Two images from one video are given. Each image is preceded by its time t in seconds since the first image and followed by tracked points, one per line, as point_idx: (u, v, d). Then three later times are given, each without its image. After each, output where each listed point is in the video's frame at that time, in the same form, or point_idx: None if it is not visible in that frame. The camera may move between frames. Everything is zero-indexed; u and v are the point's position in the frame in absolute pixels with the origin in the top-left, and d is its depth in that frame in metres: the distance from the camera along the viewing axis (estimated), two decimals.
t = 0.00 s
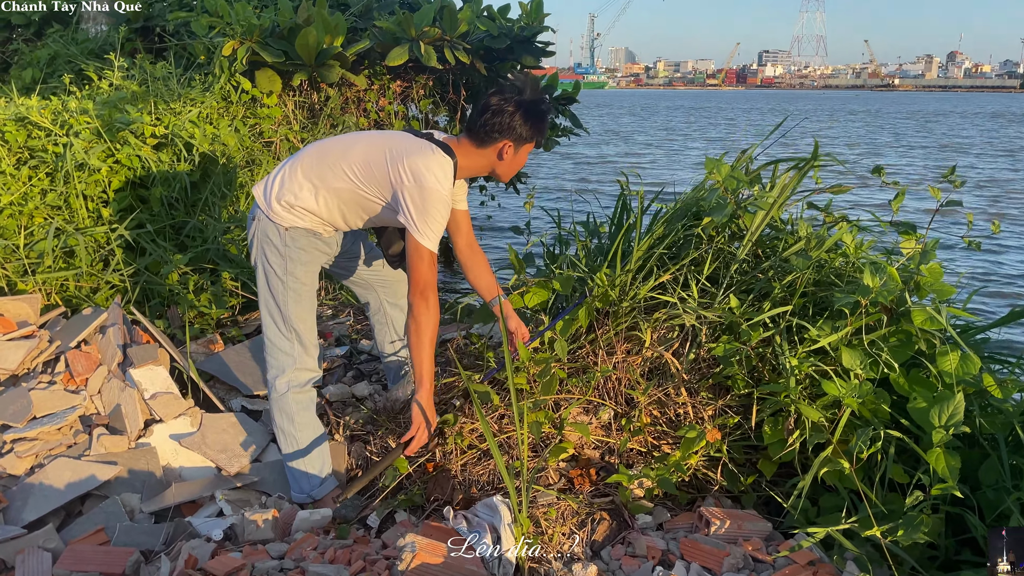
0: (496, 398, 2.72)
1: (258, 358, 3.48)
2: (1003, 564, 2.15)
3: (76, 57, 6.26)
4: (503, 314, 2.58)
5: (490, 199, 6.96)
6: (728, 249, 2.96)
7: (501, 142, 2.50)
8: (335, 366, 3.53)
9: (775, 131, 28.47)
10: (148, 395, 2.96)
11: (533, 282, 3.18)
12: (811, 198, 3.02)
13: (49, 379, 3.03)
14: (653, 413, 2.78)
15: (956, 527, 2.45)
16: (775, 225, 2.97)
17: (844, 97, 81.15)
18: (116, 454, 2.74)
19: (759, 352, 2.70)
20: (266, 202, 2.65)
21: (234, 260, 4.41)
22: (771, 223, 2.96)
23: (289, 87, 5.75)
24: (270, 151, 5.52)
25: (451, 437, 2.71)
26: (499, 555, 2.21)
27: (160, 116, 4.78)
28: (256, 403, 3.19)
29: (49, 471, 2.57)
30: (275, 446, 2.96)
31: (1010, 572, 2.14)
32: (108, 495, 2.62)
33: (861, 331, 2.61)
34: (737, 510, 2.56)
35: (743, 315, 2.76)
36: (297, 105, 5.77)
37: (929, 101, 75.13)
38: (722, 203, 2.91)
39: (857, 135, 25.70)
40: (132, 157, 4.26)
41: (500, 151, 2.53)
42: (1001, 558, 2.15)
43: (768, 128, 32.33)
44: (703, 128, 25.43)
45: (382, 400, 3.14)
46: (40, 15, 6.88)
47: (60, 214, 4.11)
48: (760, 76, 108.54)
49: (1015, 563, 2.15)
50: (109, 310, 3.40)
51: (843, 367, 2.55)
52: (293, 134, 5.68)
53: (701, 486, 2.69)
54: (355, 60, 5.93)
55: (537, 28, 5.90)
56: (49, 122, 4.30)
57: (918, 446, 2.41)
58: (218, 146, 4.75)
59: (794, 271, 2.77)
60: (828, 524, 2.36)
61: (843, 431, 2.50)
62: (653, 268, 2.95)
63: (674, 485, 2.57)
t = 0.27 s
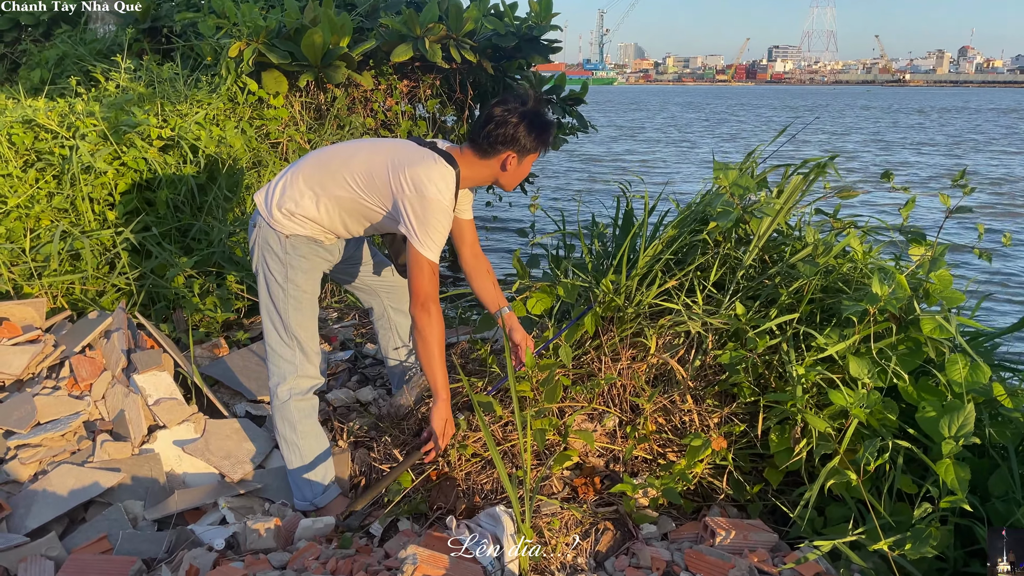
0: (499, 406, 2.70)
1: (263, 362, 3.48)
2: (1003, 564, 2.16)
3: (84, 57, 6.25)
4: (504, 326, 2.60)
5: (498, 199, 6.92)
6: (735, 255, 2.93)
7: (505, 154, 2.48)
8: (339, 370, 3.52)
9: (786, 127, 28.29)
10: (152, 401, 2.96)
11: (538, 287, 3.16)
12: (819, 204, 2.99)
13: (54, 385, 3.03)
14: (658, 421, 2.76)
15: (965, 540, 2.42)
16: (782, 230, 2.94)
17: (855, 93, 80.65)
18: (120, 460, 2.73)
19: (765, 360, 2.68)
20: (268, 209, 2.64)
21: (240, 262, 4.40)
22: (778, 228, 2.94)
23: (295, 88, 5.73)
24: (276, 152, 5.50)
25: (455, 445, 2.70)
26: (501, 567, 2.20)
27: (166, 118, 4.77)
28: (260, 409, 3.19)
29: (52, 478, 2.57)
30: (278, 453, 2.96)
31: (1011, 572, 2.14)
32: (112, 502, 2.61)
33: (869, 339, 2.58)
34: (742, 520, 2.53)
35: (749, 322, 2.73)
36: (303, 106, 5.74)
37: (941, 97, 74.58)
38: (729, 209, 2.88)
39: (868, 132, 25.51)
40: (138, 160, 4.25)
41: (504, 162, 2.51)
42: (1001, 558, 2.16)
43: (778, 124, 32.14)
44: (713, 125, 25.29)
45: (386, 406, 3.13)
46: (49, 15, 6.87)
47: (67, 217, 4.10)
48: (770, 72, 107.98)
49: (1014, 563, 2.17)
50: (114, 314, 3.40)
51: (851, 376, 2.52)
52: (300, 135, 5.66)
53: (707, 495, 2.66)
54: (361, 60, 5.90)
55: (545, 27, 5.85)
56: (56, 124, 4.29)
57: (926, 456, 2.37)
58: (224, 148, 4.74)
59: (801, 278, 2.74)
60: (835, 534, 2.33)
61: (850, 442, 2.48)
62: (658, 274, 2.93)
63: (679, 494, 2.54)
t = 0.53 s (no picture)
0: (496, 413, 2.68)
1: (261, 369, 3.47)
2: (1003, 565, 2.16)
3: (89, 61, 6.24)
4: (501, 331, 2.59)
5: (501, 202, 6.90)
6: (735, 261, 2.90)
7: (503, 158, 2.44)
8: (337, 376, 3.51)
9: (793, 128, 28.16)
10: (149, 407, 2.95)
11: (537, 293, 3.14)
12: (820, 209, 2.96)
13: (52, 391, 3.02)
14: (657, 429, 2.73)
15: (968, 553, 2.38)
16: (782, 237, 2.91)
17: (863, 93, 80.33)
18: (116, 468, 2.73)
19: (765, 368, 2.65)
20: (264, 216, 2.63)
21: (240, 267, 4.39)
22: (779, 234, 2.91)
23: (297, 91, 5.71)
24: (279, 155, 5.48)
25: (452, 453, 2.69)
26: None
27: (168, 122, 4.76)
28: (258, 416, 3.18)
29: (48, 486, 2.56)
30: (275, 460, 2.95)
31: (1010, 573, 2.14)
32: (107, 509, 2.61)
33: (871, 348, 2.54)
34: (741, 530, 2.51)
35: (749, 329, 2.70)
36: (306, 109, 5.72)
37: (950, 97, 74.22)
38: (730, 215, 2.85)
39: (876, 132, 25.37)
40: (139, 164, 4.25)
41: (502, 167, 2.47)
42: (1001, 558, 2.17)
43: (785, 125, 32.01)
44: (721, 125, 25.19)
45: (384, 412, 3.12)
46: (54, 18, 6.86)
47: (68, 221, 4.09)
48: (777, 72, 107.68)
49: (1014, 563, 2.16)
50: (113, 320, 3.39)
51: (852, 386, 2.49)
52: (302, 139, 5.65)
53: (706, 504, 2.64)
54: (364, 63, 5.88)
55: (548, 29, 5.81)
56: (57, 129, 4.28)
57: (927, 467, 2.34)
58: (225, 152, 4.72)
59: (802, 285, 2.71)
60: (834, 546, 2.30)
61: (850, 451, 2.45)
62: (657, 280, 2.91)
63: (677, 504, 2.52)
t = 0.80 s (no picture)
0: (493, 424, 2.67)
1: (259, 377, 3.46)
2: (1003, 564, 2.14)
3: (92, 67, 6.22)
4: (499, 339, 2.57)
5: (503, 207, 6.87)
6: (734, 269, 2.89)
7: (500, 162, 2.44)
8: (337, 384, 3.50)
9: (798, 132, 28.08)
10: (146, 417, 2.94)
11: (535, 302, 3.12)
12: (821, 217, 2.95)
13: (48, 400, 3.01)
14: (657, 439, 2.70)
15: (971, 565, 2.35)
16: (783, 245, 2.89)
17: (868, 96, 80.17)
18: (112, 478, 2.71)
19: (765, 378, 2.63)
20: (263, 224, 2.62)
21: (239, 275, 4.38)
22: (780, 242, 2.89)
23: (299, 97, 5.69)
24: (280, 161, 5.46)
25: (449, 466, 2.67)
26: None
27: (168, 128, 4.75)
28: (256, 425, 3.18)
29: (43, 497, 2.54)
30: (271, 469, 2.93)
31: (1011, 572, 2.13)
32: (103, 520, 2.59)
33: (871, 359, 2.52)
34: (741, 543, 2.48)
35: (749, 339, 2.68)
36: (307, 115, 5.69)
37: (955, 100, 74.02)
38: (729, 224, 2.83)
39: (882, 136, 25.29)
40: (140, 171, 4.24)
41: (500, 171, 2.47)
42: (1001, 558, 2.14)
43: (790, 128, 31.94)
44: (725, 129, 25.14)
45: (381, 421, 3.10)
46: (57, 23, 6.85)
47: (68, 228, 4.09)
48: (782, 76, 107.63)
49: (1014, 563, 2.15)
50: (111, 328, 3.38)
51: (853, 397, 2.47)
52: (304, 145, 5.63)
53: (706, 516, 2.61)
54: (365, 69, 5.85)
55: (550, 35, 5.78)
56: (58, 135, 4.27)
57: (931, 479, 2.31)
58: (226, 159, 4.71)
59: (803, 295, 2.69)
60: (835, 558, 2.27)
61: (852, 464, 2.43)
62: (656, 289, 2.89)
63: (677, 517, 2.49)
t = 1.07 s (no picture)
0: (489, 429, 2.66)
1: (255, 383, 3.46)
2: (1003, 564, 2.14)
3: (90, 73, 6.21)
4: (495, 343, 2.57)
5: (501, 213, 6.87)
6: (731, 274, 2.89)
7: (495, 157, 2.43)
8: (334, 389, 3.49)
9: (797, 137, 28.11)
10: (141, 424, 2.93)
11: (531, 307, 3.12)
12: (817, 222, 2.95)
13: (44, 407, 2.99)
14: (653, 444, 2.70)
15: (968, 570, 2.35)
16: (779, 250, 2.89)
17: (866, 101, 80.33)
18: (107, 485, 2.70)
19: (762, 382, 2.63)
20: (260, 230, 2.62)
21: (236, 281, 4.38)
22: (777, 247, 2.89)
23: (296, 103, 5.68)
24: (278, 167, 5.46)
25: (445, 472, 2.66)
26: None
27: (165, 134, 4.74)
28: (252, 431, 3.17)
29: (37, 503, 2.53)
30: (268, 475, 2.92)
31: (1011, 572, 2.13)
32: (98, 527, 2.57)
33: (868, 363, 2.52)
34: (737, 548, 2.47)
35: (745, 343, 2.68)
36: (305, 121, 5.68)
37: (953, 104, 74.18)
38: (726, 229, 2.83)
39: (880, 141, 25.33)
40: (137, 177, 4.23)
41: (495, 166, 2.46)
42: (1001, 558, 2.15)
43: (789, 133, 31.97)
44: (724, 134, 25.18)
45: (377, 426, 3.09)
46: (55, 29, 6.85)
47: (65, 234, 4.09)
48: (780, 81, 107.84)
49: (1014, 563, 2.15)
50: (107, 334, 3.37)
51: (850, 401, 2.46)
52: (301, 151, 5.62)
53: (703, 521, 2.60)
54: (363, 75, 5.85)
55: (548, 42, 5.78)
56: (55, 141, 4.25)
57: (928, 484, 2.31)
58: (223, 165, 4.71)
59: (800, 299, 2.69)
60: (832, 564, 2.26)
61: (848, 468, 2.42)
62: (653, 293, 2.88)
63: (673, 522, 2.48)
